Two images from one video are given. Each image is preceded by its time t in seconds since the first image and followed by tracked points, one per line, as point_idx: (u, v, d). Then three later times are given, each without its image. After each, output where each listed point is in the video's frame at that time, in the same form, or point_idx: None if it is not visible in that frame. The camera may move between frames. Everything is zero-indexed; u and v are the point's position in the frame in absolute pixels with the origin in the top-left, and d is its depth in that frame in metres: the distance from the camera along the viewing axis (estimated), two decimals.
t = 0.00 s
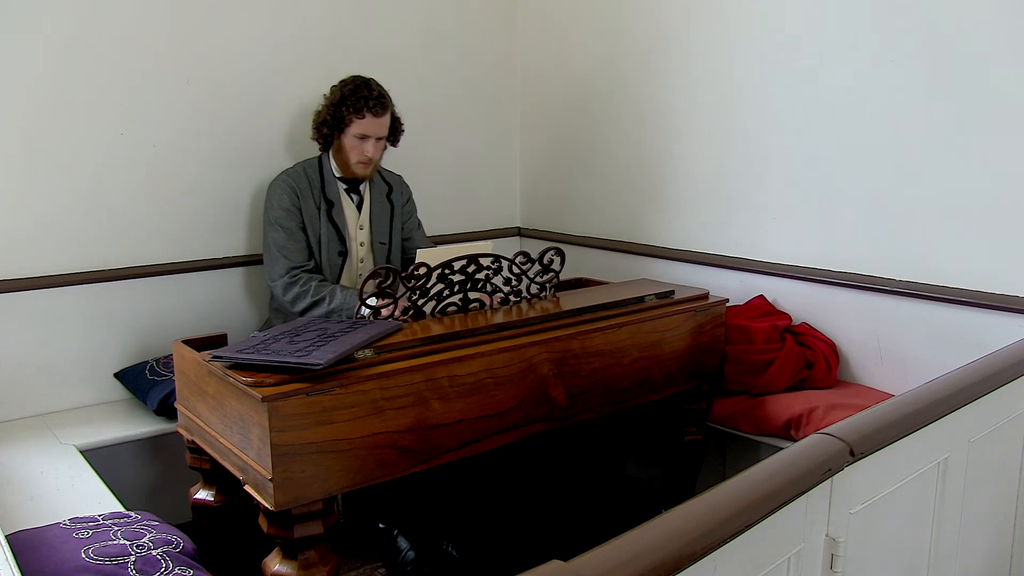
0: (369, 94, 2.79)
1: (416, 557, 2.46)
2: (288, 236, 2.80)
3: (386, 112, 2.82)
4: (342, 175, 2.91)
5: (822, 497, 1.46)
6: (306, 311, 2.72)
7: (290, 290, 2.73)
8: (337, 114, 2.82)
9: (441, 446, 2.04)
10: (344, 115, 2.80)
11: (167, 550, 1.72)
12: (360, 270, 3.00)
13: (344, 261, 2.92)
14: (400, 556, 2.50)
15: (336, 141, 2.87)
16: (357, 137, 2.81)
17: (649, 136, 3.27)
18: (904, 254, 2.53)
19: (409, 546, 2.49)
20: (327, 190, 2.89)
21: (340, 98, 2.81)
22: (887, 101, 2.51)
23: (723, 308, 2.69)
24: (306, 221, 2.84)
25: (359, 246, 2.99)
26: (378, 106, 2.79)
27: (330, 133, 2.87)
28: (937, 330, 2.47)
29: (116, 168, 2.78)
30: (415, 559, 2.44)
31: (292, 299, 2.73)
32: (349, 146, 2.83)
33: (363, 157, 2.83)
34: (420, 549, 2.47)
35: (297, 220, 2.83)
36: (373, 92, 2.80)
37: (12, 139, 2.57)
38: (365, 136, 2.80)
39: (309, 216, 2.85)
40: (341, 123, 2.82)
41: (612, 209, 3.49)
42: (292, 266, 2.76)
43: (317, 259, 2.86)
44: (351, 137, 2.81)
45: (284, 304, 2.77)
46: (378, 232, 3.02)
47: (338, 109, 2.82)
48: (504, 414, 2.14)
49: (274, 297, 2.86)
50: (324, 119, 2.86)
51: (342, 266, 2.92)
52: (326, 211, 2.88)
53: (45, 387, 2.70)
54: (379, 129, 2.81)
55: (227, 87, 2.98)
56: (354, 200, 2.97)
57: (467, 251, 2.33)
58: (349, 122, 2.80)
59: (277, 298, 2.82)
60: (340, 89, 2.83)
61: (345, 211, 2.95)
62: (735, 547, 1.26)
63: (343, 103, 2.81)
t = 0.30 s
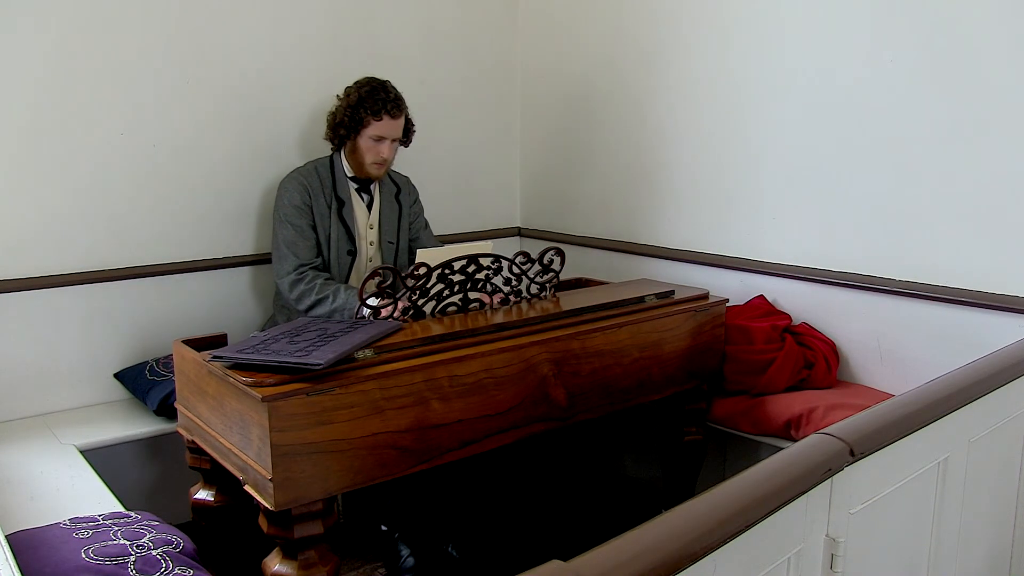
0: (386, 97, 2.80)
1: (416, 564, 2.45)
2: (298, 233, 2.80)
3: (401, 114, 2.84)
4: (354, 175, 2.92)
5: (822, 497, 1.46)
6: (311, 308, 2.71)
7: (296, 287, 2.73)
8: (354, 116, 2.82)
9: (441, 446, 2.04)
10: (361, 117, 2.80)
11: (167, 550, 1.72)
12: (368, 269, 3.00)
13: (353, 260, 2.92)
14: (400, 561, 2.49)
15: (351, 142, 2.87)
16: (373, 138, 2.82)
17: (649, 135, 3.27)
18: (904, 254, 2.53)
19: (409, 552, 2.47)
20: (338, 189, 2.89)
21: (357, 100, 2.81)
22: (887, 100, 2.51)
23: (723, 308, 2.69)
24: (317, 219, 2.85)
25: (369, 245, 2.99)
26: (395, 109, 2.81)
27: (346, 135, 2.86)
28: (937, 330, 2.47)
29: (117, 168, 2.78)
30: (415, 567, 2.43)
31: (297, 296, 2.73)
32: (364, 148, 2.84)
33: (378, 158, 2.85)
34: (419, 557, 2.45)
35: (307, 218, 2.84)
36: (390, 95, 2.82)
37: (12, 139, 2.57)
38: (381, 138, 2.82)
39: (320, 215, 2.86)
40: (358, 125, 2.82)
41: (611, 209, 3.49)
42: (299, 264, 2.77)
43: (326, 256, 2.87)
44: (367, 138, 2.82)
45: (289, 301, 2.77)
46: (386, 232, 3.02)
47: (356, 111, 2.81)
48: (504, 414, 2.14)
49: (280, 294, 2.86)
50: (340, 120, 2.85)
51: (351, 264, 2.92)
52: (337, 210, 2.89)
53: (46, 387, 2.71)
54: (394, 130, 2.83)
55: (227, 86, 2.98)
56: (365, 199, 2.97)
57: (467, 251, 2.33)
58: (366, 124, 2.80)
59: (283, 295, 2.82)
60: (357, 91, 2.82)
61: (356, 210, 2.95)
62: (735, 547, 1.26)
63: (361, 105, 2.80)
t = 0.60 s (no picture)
0: (384, 94, 2.81)
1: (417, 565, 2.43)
2: (302, 229, 2.80)
3: (400, 112, 2.83)
4: (355, 172, 2.92)
5: (822, 497, 1.46)
6: (312, 304, 2.72)
7: (298, 283, 2.73)
8: (352, 112, 2.85)
9: (441, 446, 2.04)
10: (359, 113, 2.82)
11: (167, 550, 1.72)
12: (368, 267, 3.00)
13: (355, 257, 2.92)
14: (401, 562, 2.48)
15: (351, 139, 2.89)
16: (370, 135, 2.82)
17: (649, 135, 3.27)
18: (904, 254, 2.53)
19: (410, 553, 2.46)
20: (340, 186, 2.89)
21: (356, 97, 2.83)
22: (887, 100, 2.51)
23: (723, 308, 2.69)
24: (320, 216, 2.85)
25: (370, 243, 2.99)
26: (392, 106, 2.81)
27: (346, 131, 2.88)
28: (937, 330, 2.47)
29: (117, 169, 2.78)
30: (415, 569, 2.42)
31: (300, 292, 2.73)
32: (362, 145, 2.85)
33: (376, 156, 2.85)
34: (420, 558, 2.44)
35: (311, 214, 2.83)
36: (389, 93, 2.82)
37: (12, 140, 2.58)
38: (378, 135, 2.81)
39: (322, 211, 2.85)
40: (355, 121, 2.84)
41: (611, 209, 3.49)
42: (303, 259, 2.77)
43: (328, 253, 2.86)
44: (364, 135, 2.83)
45: (292, 296, 2.77)
46: (387, 230, 3.02)
47: (354, 107, 2.84)
48: (504, 414, 2.14)
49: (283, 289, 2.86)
50: (339, 116, 2.88)
51: (353, 261, 2.92)
52: (340, 207, 2.88)
53: (46, 387, 2.71)
54: (393, 128, 2.83)
55: (228, 86, 2.98)
56: (367, 197, 2.97)
57: (467, 252, 2.33)
58: (363, 120, 2.82)
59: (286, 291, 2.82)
60: (357, 88, 2.84)
61: (358, 208, 2.95)
62: (735, 547, 1.26)
63: (359, 101, 2.83)
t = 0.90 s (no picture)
0: (382, 94, 2.81)
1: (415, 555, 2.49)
2: (304, 225, 2.80)
3: (398, 111, 2.83)
4: (355, 172, 2.92)
5: (822, 497, 1.46)
6: (318, 299, 2.70)
7: (304, 278, 2.73)
8: (350, 112, 2.85)
9: (441, 446, 2.04)
10: (357, 113, 2.83)
11: (166, 550, 1.72)
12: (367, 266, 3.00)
13: (355, 255, 2.93)
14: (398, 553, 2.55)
15: (350, 138, 2.89)
16: (368, 135, 2.82)
17: (649, 135, 3.27)
18: (903, 254, 2.53)
19: (407, 545, 2.53)
20: (340, 184, 2.90)
21: (354, 97, 2.84)
22: (886, 100, 2.52)
23: (723, 308, 2.69)
24: (321, 213, 2.85)
25: (370, 242, 2.99)
26: (390, 105, 2.80)
27: (345, 131, 2.89)
28: (937, 330, 2.47)
29: (117, 169, 2.78)
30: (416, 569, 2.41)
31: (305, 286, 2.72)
32: (361, 145, 2.85)
33: (374, 155, 2.85)
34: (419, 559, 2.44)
35: (313, 211, 2.83)
36: (386, 93, 2.82)
37: (12, 140, 2.57)
38: (377, 136, 2.81)
39: (323, 209, 2.86)
40: (353, 121, 2.84)
41: (611, 209, 3.49)
42: (309, 254, 2.77)
43: (331, 249, 2.87)
44: (363, 135, 2.83)
45: (297, 293, 2.76)
46: (386, 229, 3.02)
47: (352, 107, 2.84)
48: (504, 414, 2.14)
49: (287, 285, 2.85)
50: (338, 116, 2.88)
51: (354, 259, 2.92)
52: (340, 205, 2.89)
53: (45, 387, 2.71)
54: (391, 128, 2.82)
55: (227, 86, 2.98)
56: (366, 196, 2.97)
57: (467, 252, 2.33)
58: (362, 120, 2.82)
59: (290, 288, 2.81)
60: (356, 88, 2.85)
61: (358, 206, 2.95)
62: (735, 547, 1.27)
63: (357, 101, 2.83)
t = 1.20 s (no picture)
0: (380, 95, 2.80)
1: (416, 565, 2.44)
2: (303, 229, 2.81)
3: (396, 112, 2.83)
4: (353, 173, 2.92)
5: (822, 496, 1.46)
6: (319, 304, 2.71)
7: (303, 283, 2.73)
8: (347, 113, 2.84)
9: (441, 446, 2.04)
10: (354, 114, 2.82)
11: (166, 550, 1.72)
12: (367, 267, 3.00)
13: (353, 257, 2.93)
14: (399, 562, 2.49)
15: (347, 139, 2.89)
16: (366, 136, 2.82)
17: (649, 134, 3.27)
18: (903, 254, 2.53)
19: (408, 554, 2.47)
20: (338, 186, 2.90)
21: (351, 98, 2.83)
22: (886, 100, 2.52)
23: (723, 308, 2.69)
24: (319, 216, 2.85)
25: (368, 244, 2.99)
26: (388, 106, 2.80)
27: (342, 132, 2.88)
28: (937, 330, 2.47)
29: (117, 168, 2.78)
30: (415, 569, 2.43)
31: (305, 292, 2.72)
32: (359, 146, 2.85)
33: (372, 156, 2.84)
34: (419, 559, 2.45)
35: (310, 214, 2.84)
36: (384, 93, 2.81)
37: (12, 140, 2.58)
38: (374, 137, 2.81)
39: (321, 212, 2.86)
40: (350, 122, 2.84)
41: (611, 209, 3.49)
42: (308, 261, 2.77)
43: (331, 253, 2.88)
44: (361, 136, 2.82)
45: (296, 297, 2.76)
46: (385, 231, 3.02)
47: (350, 108, 2.83)
48: (504, 414, 2.14)
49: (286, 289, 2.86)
50: (335, 117, 2.88)
51: (352, 262, 2.93)
52: (338, 207, 2.89)
53: (46, 387, 2.71)
54: (389, 129, 2.82)
55: (227, 85, 2.98)
56: (364, 198, 2.96)
57: (466, 252, 2.33)
58: (359, 121, 2.82)
59: (290, 292, 2.81)
60: (353, 89, 2.84)
61: (356, 209, 2.95)
62: (735, 547, 1.27)
63: (354, 103, 2.83)
